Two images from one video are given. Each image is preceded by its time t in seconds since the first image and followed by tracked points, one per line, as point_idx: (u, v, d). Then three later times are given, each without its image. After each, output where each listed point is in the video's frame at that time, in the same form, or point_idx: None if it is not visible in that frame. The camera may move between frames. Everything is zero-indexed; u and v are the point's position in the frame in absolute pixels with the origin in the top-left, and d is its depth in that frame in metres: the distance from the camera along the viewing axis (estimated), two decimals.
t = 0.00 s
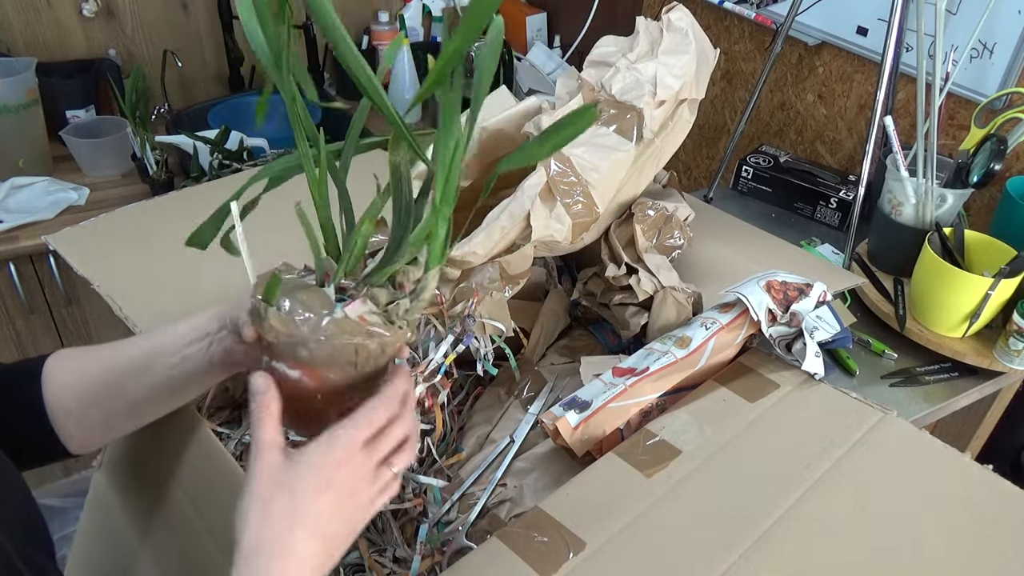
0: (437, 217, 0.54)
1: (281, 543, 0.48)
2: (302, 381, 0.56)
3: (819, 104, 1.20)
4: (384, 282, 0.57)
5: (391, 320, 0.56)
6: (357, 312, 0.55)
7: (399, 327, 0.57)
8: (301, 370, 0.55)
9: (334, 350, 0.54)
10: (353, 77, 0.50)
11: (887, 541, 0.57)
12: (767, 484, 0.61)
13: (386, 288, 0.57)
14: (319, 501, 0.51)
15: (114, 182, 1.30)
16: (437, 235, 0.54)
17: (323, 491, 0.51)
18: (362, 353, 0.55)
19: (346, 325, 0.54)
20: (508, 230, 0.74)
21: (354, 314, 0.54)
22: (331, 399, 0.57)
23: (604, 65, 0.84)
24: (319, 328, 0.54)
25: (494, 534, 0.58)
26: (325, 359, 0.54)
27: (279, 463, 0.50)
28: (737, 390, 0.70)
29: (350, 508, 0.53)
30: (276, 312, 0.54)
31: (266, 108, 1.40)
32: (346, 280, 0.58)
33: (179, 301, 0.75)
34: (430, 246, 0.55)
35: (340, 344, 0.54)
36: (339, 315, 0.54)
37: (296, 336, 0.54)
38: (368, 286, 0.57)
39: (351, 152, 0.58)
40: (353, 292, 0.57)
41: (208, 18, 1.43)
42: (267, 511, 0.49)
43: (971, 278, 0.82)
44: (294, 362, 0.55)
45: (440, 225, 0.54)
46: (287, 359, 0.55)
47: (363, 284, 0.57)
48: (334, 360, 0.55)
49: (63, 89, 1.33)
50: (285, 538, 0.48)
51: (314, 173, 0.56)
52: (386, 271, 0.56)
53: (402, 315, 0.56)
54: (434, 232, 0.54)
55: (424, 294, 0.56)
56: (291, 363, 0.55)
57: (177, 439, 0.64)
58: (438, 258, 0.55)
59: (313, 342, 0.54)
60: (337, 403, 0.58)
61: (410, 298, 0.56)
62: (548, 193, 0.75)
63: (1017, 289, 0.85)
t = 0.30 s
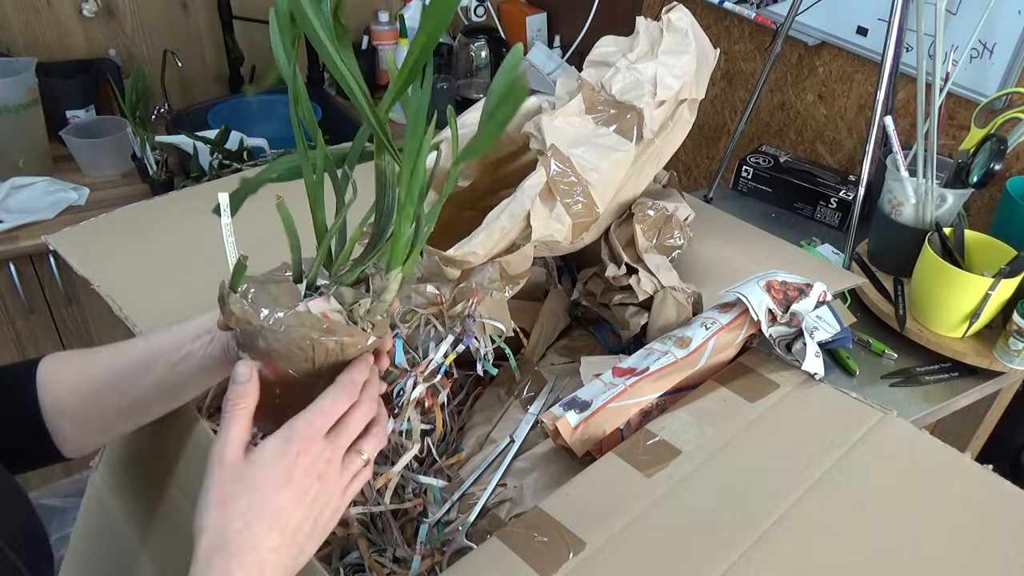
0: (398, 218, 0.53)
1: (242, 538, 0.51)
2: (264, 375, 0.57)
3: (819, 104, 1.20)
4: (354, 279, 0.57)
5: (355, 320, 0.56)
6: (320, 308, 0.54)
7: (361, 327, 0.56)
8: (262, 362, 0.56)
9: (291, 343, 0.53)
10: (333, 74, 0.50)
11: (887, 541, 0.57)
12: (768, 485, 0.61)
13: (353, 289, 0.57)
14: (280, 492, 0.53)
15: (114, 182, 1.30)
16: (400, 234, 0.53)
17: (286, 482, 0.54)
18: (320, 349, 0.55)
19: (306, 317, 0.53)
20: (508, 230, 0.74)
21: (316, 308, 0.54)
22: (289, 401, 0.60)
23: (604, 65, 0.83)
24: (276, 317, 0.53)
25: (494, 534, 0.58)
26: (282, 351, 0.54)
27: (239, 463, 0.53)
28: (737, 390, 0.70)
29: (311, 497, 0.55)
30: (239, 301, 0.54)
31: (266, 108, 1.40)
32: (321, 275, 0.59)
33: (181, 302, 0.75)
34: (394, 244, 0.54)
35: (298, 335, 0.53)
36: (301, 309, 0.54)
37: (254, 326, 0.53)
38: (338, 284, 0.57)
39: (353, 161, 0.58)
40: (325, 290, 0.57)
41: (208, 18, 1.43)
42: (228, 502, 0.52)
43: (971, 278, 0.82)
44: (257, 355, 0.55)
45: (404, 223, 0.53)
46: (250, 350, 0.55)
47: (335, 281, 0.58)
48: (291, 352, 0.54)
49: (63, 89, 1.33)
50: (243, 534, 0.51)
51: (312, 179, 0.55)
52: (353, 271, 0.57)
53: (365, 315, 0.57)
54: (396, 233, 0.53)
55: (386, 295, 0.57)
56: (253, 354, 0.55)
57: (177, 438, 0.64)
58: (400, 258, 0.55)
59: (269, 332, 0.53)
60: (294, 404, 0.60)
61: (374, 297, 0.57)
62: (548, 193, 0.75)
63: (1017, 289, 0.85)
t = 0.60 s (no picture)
0: (385, 229, 0.51)
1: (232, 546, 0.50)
2: (257, 378, 0.57)
3: (819, 104, 1.20)
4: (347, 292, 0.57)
5: (348, 330, 0.56)
6: (311, 318, 0.54)
7: (353, 338, 0.55)
8: (254, 368, 0.56)
9: (282, 352, 0.53)
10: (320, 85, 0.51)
11: (887, 541, 0.57)
12: (767, 484, 0.61)
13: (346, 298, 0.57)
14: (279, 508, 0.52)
15: (115, 182, 1.30)
16: (390, 245, 0.51)
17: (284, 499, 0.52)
18: (309, 359, 0.54)
19: (296, 325, 0.54)
20: (508, 229, 0.74)
21: (308, 318, 0.54)
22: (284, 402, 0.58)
23: (604, 65, 0.83)
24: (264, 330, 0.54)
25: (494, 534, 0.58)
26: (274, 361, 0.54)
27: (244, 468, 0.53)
28: (737, 390, 0.70)
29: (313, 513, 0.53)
30: (232, 310, 0.55)
31: (267, 108, 1.40)
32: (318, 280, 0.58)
33: (180, 302, 0.75)
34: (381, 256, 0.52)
35: (287, 343, 0.53)
36: (293, 318, 0.54)
37: (246, 334, 0.54)
38: (331, 293, 0.57)
39: (350, 167, 0.58)
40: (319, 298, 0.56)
41: (208, 18, 1.43)
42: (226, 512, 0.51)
43: (971, 278, 0.82)
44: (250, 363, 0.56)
45: (390, 236, 0.51)
46: (244, 358, 0.56)
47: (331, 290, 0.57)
48: (282, 361, 0.54)
49: (63, 89, 1.33)
50: (236, 541, 0.50)
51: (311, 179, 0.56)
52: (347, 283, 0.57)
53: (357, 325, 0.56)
54: (384, 244, 0.51)
55: (376, 308, 0.55)
56: (246, 361, 0.56)
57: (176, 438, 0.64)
58: (388, 269, 0.53)
59: (261, 341, 0.54)
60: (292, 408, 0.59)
61: (368, 309, 0.55)
62: (548, 193, 0.75)
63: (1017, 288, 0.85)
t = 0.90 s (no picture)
0: (421, 237, 0.51)
1: None
2: (290, 394, 0.54)
3: (819, 104, 1.20)
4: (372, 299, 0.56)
5: (378, 336, 0.53)
6: (343, 325, 0.52)
7: (386, 343, 0.53)
8: (287, 382, 0.53)
9: (317, 364, 0.51)
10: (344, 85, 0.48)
11: (888, 542, 0.56)
12: (767, 484, 0.61)
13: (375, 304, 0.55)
14: None
15: (115, 182, 1.30)
16: (427, 253, 0.51)
17: None
18: (347, 368, 0.52)
19: (329, 334, 0.51)
20: (509, 229, 0.74)
21: (339, 326, 0.52)
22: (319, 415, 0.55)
23: (604, 65, 0.83)
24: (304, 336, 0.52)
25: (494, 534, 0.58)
26: (309, 372, 0.52)
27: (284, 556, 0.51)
28: (737, 390, 0.70)
29: None
30: (264, 325, 0.53)
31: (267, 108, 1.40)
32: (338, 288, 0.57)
33: (180, 301, 0.75)
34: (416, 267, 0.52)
35: (323, 354, 0.51)
36: (325, 328, 0.52)
37: (280, 347, 0.52)
38: (357, 300, 0.55)
39: (356, 165, 0.57)
40: (344, 306, 0.55)
41: (208, 18, 1.43)
42: None
43: (971, 278, 0.82)
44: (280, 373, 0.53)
45: (428, 243, 0.51)
46: (273, 370, 0.53)
47: (354, 298, 0.55)
48: (317, 372, 0.52)
49: (63, 89, 1.33)
50: None
51: (315, 186, 0.56)
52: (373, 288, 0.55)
53: (388, 330, 0.53)
54: (420, 251, 0.51)
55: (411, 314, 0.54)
56: (277, 374, 0.53)
57: (180, 445, 0.64)
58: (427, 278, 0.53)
59: (295, 355, 0.52)
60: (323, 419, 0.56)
61: (396, 316, 0.54)
62: (548, 193, 0.76)
63: (1017, 288, 0.85)
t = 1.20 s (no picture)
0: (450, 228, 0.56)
1: None
2: (328, 404, 0.55)
3: (819, 104, 1.20)
4: (395, 293, 0.58)
5: (408, 329, 0.57)
6: (376, 327, 0.55)
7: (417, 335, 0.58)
8: (326, 393, 0.54)
9: (361, 368, 0.53)
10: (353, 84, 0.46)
11: (889, 542, 0.56)
12: (768, 485, 0.61)
13: (397, 301, 0.59)
14: None
15: (115, 182, 1.30)
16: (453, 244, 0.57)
17: None
18: (387, 367, 0.54)
19: (366, 339, 0.53)
20: (508, 229, 0.74)
21: (372, 328, 0.54)
22: (357, 419, 0.57)
23: (604, 65, 0.83)
24: (347, 345, 0.52)
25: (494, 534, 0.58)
26: (352, 380, 0.53)
27: None
28: (737, 390, 0.70)
29: None
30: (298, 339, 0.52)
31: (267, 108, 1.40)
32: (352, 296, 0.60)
33: (180, 302, 0.75)
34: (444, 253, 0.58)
35: (368, 359, 0.53)
36: (360, 333, 0.53)
37: (321, 361, 0.52)
38: (375, 300, 0.58)
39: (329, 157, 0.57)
40: (365, 307, 0.58)
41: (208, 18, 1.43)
42: None
43: (971, 278, 0.82)
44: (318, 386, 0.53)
45: (453, 235, 0.57)
46: (311, 383, 0.53)
47: (372, 296, 0.59)
48: (360, 379, 0.53)
49: (63, 89, 1.33)
50: None
51: (298, 186, 0.54)
52: (395, 285, 0.58)
53: (419, 323, 0.58)
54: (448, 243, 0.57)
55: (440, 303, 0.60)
56: (314, 387, 0.54)
57: (186, 468, 0.61)
58: (454, 265, 0.59)
59: (339, 364, 0.52)
60: (361, 422, 0.57)
61: (426, 307, 0.59)
62: (548, 193, 0.76)
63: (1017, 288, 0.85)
